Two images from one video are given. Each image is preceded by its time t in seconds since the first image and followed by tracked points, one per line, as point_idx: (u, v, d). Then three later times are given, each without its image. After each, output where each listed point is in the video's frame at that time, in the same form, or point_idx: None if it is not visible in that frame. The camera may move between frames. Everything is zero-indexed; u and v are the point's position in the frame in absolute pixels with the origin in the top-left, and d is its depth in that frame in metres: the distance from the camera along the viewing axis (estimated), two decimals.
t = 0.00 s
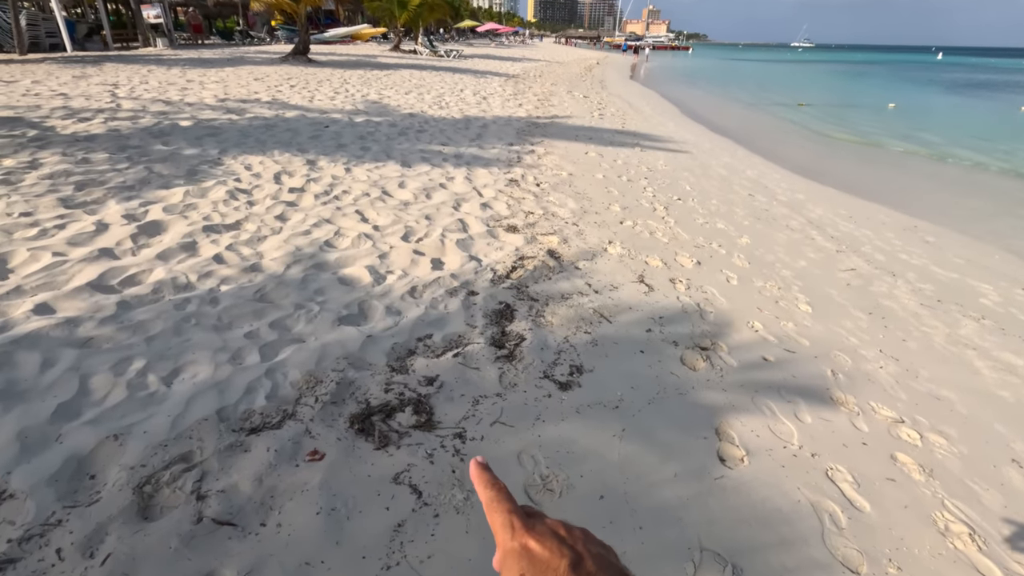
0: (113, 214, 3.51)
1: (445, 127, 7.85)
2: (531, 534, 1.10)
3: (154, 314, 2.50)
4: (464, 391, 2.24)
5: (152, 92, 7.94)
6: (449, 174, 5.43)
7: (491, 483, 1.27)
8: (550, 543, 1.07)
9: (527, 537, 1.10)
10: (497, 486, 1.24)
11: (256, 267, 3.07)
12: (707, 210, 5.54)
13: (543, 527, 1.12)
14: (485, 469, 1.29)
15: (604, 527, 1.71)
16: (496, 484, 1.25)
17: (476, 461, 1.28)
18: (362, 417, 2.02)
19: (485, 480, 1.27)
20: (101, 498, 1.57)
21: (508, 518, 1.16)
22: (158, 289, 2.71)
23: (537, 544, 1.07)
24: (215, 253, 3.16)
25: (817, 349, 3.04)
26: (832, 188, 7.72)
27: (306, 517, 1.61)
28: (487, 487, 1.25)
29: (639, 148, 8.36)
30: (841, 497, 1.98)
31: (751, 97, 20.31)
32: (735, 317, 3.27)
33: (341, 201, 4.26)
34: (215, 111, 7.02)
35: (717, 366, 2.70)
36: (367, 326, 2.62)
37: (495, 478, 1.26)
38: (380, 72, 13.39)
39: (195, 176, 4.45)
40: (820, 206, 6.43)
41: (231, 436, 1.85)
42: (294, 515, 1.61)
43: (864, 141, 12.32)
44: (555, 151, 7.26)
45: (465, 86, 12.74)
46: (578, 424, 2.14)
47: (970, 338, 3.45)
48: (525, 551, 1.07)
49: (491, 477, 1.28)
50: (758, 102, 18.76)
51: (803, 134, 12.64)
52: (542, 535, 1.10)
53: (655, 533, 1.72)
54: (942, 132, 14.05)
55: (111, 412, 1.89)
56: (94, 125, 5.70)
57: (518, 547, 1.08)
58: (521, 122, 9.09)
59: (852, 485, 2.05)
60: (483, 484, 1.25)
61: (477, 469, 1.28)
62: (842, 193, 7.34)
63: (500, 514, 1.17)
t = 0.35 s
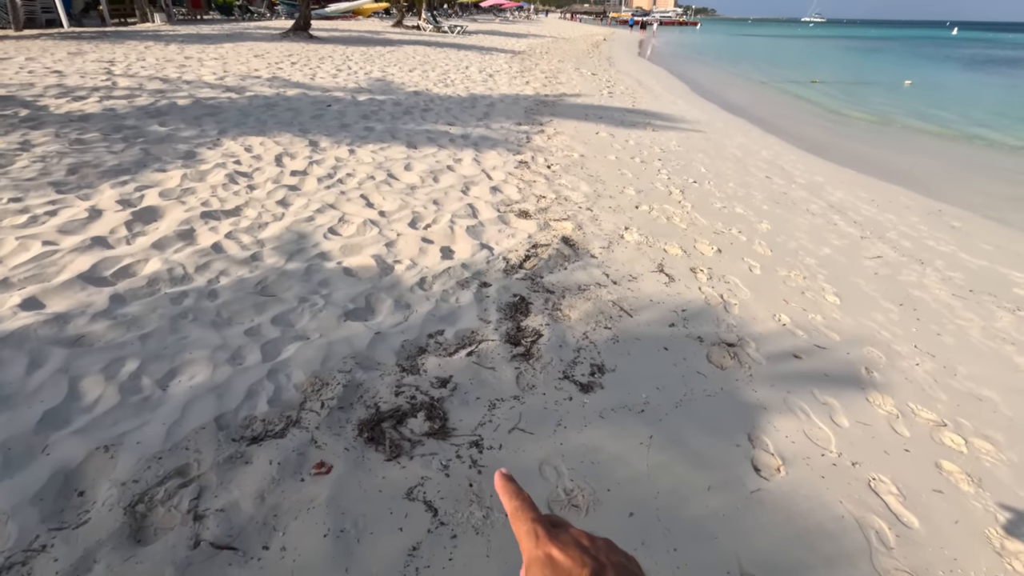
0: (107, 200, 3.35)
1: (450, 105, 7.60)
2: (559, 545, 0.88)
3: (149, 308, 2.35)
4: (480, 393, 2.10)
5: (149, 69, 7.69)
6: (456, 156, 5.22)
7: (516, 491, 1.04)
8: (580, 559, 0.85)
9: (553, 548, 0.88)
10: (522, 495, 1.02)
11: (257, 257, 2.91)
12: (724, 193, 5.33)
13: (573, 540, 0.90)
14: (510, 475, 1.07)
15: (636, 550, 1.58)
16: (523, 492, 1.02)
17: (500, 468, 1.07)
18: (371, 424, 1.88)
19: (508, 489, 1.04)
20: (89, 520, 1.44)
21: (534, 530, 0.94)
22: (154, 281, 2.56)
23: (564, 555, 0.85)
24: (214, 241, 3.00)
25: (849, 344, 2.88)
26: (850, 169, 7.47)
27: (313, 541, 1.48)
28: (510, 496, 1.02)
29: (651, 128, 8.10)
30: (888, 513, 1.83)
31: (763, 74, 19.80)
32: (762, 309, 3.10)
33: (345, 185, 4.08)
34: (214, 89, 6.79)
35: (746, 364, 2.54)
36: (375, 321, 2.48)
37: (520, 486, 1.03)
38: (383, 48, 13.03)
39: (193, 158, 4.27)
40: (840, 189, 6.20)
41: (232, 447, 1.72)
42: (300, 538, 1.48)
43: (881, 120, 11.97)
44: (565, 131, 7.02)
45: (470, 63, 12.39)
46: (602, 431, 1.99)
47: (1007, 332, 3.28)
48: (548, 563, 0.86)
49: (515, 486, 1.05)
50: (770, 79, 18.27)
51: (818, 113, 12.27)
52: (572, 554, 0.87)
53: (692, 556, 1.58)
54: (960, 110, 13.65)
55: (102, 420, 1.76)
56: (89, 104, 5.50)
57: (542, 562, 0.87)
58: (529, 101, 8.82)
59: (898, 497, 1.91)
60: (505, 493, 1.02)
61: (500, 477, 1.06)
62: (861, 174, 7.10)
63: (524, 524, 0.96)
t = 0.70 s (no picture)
0: (89, 191, 3.22)
1: (444, 90, 7.44)
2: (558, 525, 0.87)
3: (133, 307, 2.25)
4: (479, 394, 2.03)
5: (132, 53, 7.47)
6: (451, 143, 5.10)
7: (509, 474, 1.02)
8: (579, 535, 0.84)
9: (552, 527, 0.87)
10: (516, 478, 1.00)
11: (246, 250, 2.81)
12: (724, 180, 5.25)
13: (572, 519, 0.89)
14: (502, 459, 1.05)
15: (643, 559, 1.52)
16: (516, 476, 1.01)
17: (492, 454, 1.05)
18: (366, 428, 1.81)
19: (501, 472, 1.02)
20: (69, 538, 1.36)
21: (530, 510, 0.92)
22: (138, 277, 2.46)
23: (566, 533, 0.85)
24: (200, 235, 2.89)
25: (855, 335, 2.82)
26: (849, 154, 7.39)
27: (307, 556, 1.41)
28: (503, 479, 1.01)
29: (648, 113, 7.98)
30: (902, 515, 1.78)
31: (759, 57, 19.58)
32: (765, 300, 3.03)
33: (336, 174, 3.96)
34: (200, 74, 6.60)
35: (751, 359, 2.48)
36: (370, 319, 2.39)
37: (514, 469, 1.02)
38: (374, 31, 12.75)
39: (179, 147, 4.13)
40: (839, 174, 6.13)
41: (221, 456, 1.64)
42: (294, 553, 1.41)
43: (878, 102, 11.85)
44: (561, 117, 6.89)
45: (463, 46, 12.16)
46: (607, 433, 1.93)
47: (1012, 322, 3.23)
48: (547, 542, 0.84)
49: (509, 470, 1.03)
50: (766, 62, 18.06)
51: (815, 96, 12.15)
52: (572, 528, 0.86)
53: (702, 565, 1.52)
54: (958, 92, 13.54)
55: (83, 428, 1.67)
56: (69, 91, 5.32)
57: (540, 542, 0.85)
58: (523, 85, 8.66)
59: (910, 497, 1.86)
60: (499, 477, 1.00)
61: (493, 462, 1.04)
62: (860, 160, 7.03)
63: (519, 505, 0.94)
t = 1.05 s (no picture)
0: (66, 188, 3.09)
1: (432, 80, 7.31)
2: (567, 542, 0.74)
3: (114, 310, 2.15)
4: (480, 397, 1.96)
5: (110, 43, 7.24)
6: (441, 135, 4.99)
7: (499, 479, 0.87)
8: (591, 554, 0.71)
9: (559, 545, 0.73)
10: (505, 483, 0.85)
11: (233, 248, 2.70)
12: (718, 170, 5.20)
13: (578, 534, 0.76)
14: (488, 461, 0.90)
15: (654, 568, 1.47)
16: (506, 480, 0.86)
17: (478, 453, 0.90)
18: (364, 435, 1.73)
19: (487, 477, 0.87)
20: (50, 562, 1.29)
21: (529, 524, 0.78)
22: (120, 278, 2.35)
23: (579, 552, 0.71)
24: (185, 233, 2.78)
25: (857, 329, 2.79)
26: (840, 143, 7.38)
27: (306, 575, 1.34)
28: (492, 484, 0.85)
29: (640, 103, 7.90)
30: (914, 514, 1.75)
31: (748, 45, 19.55)
32: (765, 294, 2.99)
33: (325, 168, 3.85)
34: (181, 65, 6.41)
35: (755, 355, 2.44)
36: (364, 319, 2.31)
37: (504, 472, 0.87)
38: (359, 21, 12.52)
39: (160, 141, 3.99)
40: (831, 164, 6.11)
41: (212, 468, 1.56)
42: (292, 572, 1.34)
43: (867, 90, 11.88)
44: (552, 107, 6.80)
45: (451, 35, 11.99)
46: (613, 436, 1.87)
47: (1010, 312, 3.22)
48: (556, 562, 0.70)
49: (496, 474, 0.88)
50: (754, 50, 18.02)
51: (804, 84, 12.12)
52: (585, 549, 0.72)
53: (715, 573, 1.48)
54: (944, 80, 13.61)
55: (63, 442, 1.58)
56: (44, 83, 5.13)
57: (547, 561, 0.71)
58: (513, 75, 8.54)
59: (921, 495, 1.83)
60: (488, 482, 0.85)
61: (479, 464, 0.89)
62: (852, 149, 7.02)
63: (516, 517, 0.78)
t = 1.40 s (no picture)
0: (44, 197, 2.97)
1: (420, 81, 7.22)
2: (589, 513, 0.91)
3: (98, 326, 2.06)
4: (482, 411, 1.91)
5: (87, 44, 7.05)
6: (431, 137, 4.92)
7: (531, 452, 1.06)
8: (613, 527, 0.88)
9: (583, 517, 0.91)
10: (539, 458, 1.04)
11: (221, 258, 2.62)
12: (710, 170, 5.19)
13: (602, 507, 0.93)
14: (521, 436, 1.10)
15: None
16: (537, 454, 1.05)
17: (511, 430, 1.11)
18: (364, 455, 1.67)
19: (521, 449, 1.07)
20: None
21: (557, 498, 0.97)
22: (103, 292, 2.26)
23: (599, 524, 0.88)
24: (170, 242, 2.69)
25: (856, 331, 2.78)
26: (828, 141, 7.42)
27: None
28: (524, 457, 1.05)
29: (629, 102, 7.88)
30: (924, 524, 1.73)
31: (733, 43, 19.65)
32: (764, 297, 2.97)
33: (314, 173, 3.76)
34: (161, 66, 6.26)
35: (757, 362, 2.41)
36: (359, 330, 2.24)
37: (534, 446, 1.06)
38: (343, 20, 12.36)
39: (142, 146, 3.87)
40: (821, 162, 6.14)
41: (206, 495, 1.49)
42: None
43: (852, 88, 11.97)
44: (542, 107, 6.75)
45: (437, 35, 11.88)
46: (620, 450, 1.83)
47: (1004, 311, 3.23)
48: (579, 531, 0.88)
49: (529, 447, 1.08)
50: (739, 48, 18.11)
51: (790, 82, 12.19)
52: (606, 519, 0.90)
53: None
54: (926, 77, 13.77)
55: (46, 471, 1.50)
56: (19, 85, 4.96)
57: (572, 530, 0.89)
58: (501, 75, 8.47)
59: (930, 504, 1.81)
60: (520, 455, 1.05)
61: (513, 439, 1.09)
62: (840, 147, 7.06)
63: (547, 491, 0.98)
